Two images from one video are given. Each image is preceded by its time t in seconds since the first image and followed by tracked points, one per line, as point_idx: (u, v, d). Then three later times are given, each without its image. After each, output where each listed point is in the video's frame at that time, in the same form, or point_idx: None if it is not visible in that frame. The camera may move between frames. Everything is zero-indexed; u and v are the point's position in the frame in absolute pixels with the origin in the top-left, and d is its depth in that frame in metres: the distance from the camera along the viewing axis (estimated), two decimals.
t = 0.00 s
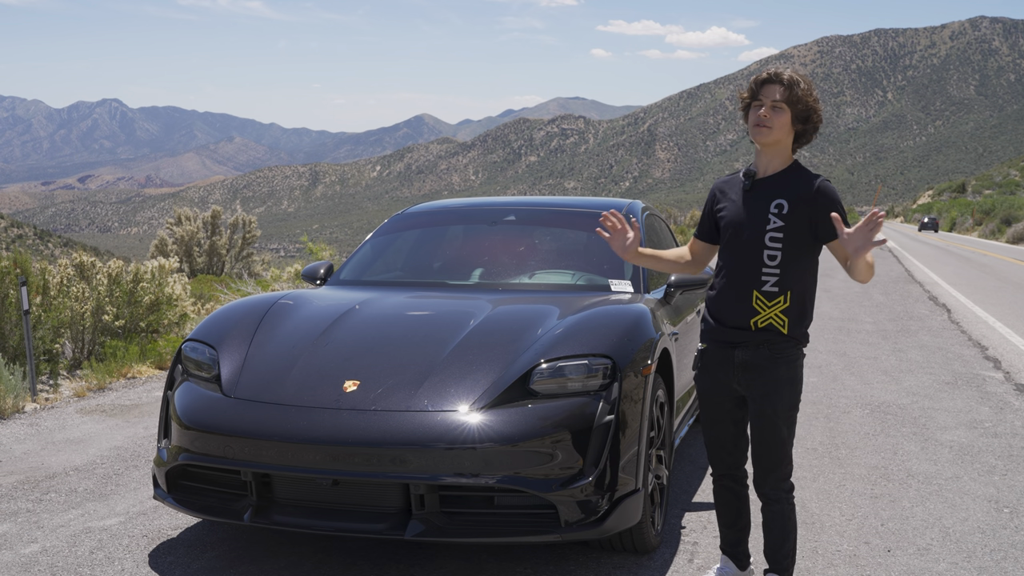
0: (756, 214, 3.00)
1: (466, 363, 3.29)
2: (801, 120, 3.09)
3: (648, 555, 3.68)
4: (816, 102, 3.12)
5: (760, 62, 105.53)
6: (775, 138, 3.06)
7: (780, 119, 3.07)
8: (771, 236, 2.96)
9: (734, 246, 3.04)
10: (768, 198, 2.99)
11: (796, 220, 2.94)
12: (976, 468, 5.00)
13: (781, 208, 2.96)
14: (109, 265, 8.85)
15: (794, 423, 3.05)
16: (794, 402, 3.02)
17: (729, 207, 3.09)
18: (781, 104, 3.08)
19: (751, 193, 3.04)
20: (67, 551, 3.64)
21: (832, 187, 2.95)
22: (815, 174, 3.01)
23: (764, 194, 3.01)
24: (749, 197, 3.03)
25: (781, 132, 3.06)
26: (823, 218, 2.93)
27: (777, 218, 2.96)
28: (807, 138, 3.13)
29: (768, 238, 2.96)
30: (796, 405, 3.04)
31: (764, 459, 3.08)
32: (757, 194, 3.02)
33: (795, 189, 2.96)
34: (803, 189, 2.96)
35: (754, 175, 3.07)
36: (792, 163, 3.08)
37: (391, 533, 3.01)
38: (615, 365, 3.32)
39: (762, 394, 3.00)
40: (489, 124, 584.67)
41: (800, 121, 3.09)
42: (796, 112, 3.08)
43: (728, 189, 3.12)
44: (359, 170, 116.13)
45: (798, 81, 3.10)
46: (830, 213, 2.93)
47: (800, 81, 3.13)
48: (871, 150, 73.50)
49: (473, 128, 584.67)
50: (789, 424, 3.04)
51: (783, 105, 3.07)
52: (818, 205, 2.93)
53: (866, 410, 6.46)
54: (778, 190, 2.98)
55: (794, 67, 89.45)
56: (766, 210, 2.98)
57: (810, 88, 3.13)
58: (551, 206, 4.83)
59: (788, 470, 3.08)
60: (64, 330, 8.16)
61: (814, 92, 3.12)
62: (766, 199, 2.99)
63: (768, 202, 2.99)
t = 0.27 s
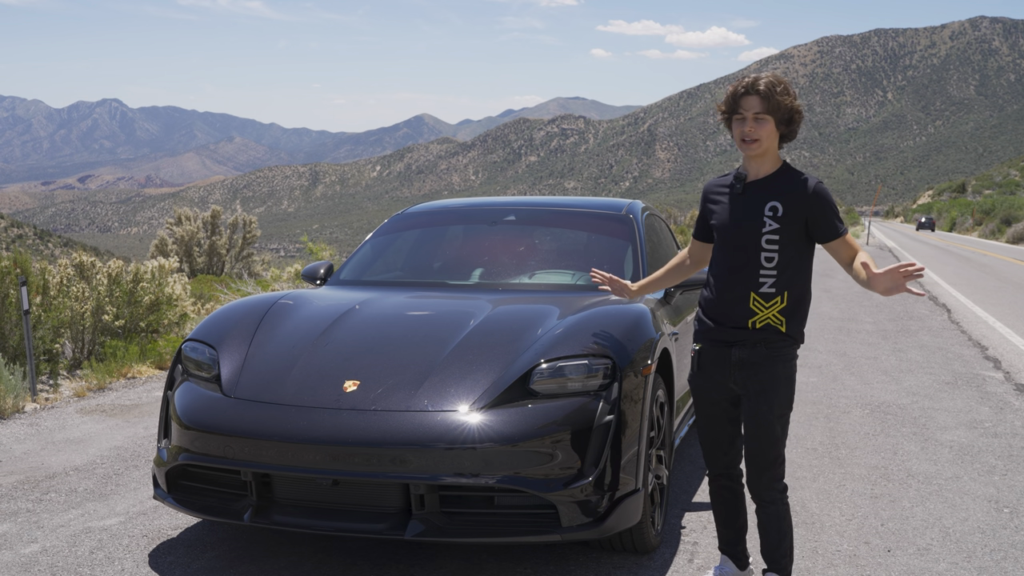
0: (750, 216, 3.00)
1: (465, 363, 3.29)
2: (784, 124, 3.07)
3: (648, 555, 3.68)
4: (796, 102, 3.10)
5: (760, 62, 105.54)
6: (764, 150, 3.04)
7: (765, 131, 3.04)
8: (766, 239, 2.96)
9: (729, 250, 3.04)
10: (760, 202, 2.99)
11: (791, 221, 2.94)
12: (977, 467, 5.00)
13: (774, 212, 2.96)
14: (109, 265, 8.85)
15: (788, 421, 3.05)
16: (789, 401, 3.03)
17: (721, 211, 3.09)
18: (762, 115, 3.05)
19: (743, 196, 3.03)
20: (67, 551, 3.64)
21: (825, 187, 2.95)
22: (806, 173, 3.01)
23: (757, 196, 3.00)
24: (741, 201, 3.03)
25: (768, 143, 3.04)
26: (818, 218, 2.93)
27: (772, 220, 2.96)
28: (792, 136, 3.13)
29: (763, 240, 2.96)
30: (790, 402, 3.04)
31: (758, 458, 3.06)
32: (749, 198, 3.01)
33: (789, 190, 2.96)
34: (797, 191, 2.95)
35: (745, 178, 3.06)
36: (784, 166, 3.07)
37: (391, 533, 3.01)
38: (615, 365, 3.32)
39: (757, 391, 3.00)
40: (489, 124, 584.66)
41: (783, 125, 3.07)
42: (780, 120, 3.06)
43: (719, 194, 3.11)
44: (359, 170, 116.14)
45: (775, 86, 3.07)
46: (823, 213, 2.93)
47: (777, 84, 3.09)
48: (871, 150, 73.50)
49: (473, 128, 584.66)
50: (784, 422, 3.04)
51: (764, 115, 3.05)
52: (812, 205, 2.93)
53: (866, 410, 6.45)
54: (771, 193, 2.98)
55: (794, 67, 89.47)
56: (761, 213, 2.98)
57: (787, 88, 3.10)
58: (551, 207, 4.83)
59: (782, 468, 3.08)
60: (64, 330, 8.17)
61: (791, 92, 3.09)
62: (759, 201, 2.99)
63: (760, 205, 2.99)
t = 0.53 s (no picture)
0: (745, 215, 3.01)
1: (465, 364, 3.28)
2: (771, 122, 3.03)
3: (648, 555, 3.68)
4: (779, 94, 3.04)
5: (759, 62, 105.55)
6: (755, 152, 3.04)
7: (750, 133, 3.02)
8: (761, 237, 2.96)
9: (726, 249, 3.05)
10: (754, 200, 3.00)
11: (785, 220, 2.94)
12: (976, 468, 5.00)
13: (768, 209, 2.96)
14: (109, 265, 8.86)
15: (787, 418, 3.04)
16: (788, 396, 3.02)
17: (719, 211, 3.11)
18: (744, 118, 3.02)
19: (739, 195, 3.05)
20: (68, 551, 3.64)
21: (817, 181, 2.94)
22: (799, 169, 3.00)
23: (751, 195, 3.01)
24: (737, 200, 3.04)
25: (757, 145, 3.03)
26: (811, 214, 2.92)
27: (766, 218, 2.96)
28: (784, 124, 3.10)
29: (758, 238, 2.97)
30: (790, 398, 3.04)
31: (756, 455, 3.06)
32: (744, 198, 3.03)
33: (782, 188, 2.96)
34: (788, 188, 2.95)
35: (741, 179, 3.07)
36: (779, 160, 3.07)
37: (391, 533, 3.01)
38: (615, 365, 3.32)
39: (756, 387, 3.01)
40: (489, 124, 584.65)
41: (769, 122, 3.04)
42: (764, 118, 3.02)
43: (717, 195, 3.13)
44: (360, 170, 116.15)
45: (752, 85, 3.01)
46: (817, 209, 2.91)
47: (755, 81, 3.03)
48: (870, 150, 73.53)
49: (473, 128, 584.64)
50: (783, 418, 3.04)
51: (745, 118, 3.01)
52: (805, 202, 2.92)
53: (866, 410, 6.45)
54: (764, 192, 2.98)
55: (794, 67, 89.54)
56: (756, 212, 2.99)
57: (767, 82, 3.03)
58: (552, 206, 4.83)
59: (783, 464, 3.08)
60: (64, 330, 8.17)
61: (771, 85, 3.02)
62: (753, 200, 3.00)
63: (755, 203, 3.00)
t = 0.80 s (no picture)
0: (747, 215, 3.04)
1: (465, 363, 3.31)
2: (763, 123, 3.01)
3: (647, 554, 3.70)
4: (768, 94, 3.00)
5: (759, 62, 105.63)
6: (748, 155, 3.07)
7: (739, 138, 3.04)
8: (762, 237, 3.00)
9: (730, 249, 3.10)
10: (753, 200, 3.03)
11: (786, 219, 2.98)
12: (974, 467, 5.02)
13: (767, 209, 3.00)
14: (110, 266, 8.88)
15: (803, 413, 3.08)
16: (802, 393, 3.05)
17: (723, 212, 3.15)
18: (730, 122, 3.02)
19: (740, 196, 3.08)
20: (70, 550, 3.66)
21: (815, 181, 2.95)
22: (797, 169, 3.02)
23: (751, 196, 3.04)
24: (738, 201, 3.08)
25: (747, 149, 3.05)
26: (810, 214, 2.94)
27: (766, 218, 3.00)
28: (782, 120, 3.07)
29: (759, 239, 3.01)
30: (804, 395, 3.06)
31: (777, 448, 3.11)
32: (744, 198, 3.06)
33: (781, 189, 2.98)
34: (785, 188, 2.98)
35: (742, 178, 3.10)
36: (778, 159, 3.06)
37: (392, 532, 3.04)
38: (615, 364, 3.34)
39: (770, 385, 3.04)
40: (489, 125, 584.77)
41: (758, 124, 3.01)
42: (751, 122, 3.01)
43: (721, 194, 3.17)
44: (360, 171, 116.23)
45: (735, 89, 3.00)
46: (816, 207, 2.93)
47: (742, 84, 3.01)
48: (870, 151, 73.58)
49: (473, 129, 584.74)
50: (800, 414, 3.07)
51: (731, 122, 3.02)
52: (803, 201, 2.95)
53: (865, 410, 6.47)
54: (762, 191, 3.02)
55: (794, 68, 89.61)
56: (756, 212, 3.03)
57: (754, 82, 3.00)
58: (551, 207, 4.85)
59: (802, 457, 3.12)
60: (65, 330, 8.19)
61: (756, 86, 2.99)
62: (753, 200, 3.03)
63: (755, 203, 3.03)
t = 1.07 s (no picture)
0: (766, 219, 3.05)
1: (465, 363, 3.30)
2: (778, 129, 3.00)
3: (647, 554, 3.70)
4: (781, 101, 2.99)
5: (759, 62, 105.59)
6: (767, 160, 3.07)
7: (753, 146, 3.05)
8: (781, 243, 3.01)
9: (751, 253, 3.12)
10: (771, 207, 3.04)
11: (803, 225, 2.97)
12: (974, 467, 5.02)
13: (785, 216, 3.00)
14: (110, 266, 8.88)
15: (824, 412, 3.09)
16: (823, 394, 3.06)
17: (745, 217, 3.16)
18: (744, 129, 3.04)
19: (761, 200, 3.09)
20: (70, 550, 3.66)
21: (832, 191, 2.93)
22: (816, 176, 2.99)
23: (771, 201, 3.05)
24: (758, 206, 3.09)
25: (765, 155, 3.05)
26: (825, 222, 2.92)
27: (784, 224, 3.00)
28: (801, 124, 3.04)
29: (778, 244, 3.02)
30: (824, 397, 3.07)
31: (797, 447, 3.11)
32: (763, 203, 3.07)
33: (798, 195, 2.98)
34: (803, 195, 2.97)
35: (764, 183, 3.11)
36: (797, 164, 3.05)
37: (392, 532, 3.04)
38: (615, 364, 3.35)
39: (789, 386, 3.04)
40: (489, 125, 584.76)
41: (774, 130, 3.01)
42: (765, 129, 3.01)
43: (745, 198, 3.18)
44: (360, 171, 116.22)
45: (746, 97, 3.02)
46: (832, 215, 2.91)
47: (754, 92, 3.02)
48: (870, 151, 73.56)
49: (473, 129, 584.74)
50: (820, 413, 3.08)
51: (745, 129, 3.03)
52: (820, 209, 2.93)
53: (865, 410, 6.47)
54: (781, 197, 3.02)
55: (794, 68, 89.61)
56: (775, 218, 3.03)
57: (767, 90, 3.00)
58: (551, 207, 4.85)
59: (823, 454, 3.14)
60: (65, 330, 8.20)
61: (769, 92, 2.99)
62: (773, 205, 3.03)
63: (774, 209, 3.03)
